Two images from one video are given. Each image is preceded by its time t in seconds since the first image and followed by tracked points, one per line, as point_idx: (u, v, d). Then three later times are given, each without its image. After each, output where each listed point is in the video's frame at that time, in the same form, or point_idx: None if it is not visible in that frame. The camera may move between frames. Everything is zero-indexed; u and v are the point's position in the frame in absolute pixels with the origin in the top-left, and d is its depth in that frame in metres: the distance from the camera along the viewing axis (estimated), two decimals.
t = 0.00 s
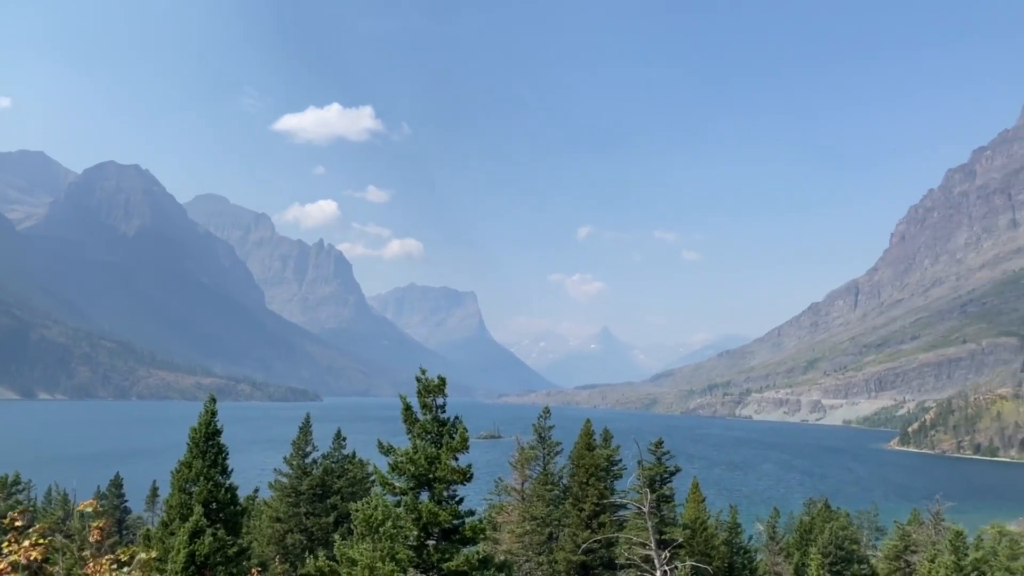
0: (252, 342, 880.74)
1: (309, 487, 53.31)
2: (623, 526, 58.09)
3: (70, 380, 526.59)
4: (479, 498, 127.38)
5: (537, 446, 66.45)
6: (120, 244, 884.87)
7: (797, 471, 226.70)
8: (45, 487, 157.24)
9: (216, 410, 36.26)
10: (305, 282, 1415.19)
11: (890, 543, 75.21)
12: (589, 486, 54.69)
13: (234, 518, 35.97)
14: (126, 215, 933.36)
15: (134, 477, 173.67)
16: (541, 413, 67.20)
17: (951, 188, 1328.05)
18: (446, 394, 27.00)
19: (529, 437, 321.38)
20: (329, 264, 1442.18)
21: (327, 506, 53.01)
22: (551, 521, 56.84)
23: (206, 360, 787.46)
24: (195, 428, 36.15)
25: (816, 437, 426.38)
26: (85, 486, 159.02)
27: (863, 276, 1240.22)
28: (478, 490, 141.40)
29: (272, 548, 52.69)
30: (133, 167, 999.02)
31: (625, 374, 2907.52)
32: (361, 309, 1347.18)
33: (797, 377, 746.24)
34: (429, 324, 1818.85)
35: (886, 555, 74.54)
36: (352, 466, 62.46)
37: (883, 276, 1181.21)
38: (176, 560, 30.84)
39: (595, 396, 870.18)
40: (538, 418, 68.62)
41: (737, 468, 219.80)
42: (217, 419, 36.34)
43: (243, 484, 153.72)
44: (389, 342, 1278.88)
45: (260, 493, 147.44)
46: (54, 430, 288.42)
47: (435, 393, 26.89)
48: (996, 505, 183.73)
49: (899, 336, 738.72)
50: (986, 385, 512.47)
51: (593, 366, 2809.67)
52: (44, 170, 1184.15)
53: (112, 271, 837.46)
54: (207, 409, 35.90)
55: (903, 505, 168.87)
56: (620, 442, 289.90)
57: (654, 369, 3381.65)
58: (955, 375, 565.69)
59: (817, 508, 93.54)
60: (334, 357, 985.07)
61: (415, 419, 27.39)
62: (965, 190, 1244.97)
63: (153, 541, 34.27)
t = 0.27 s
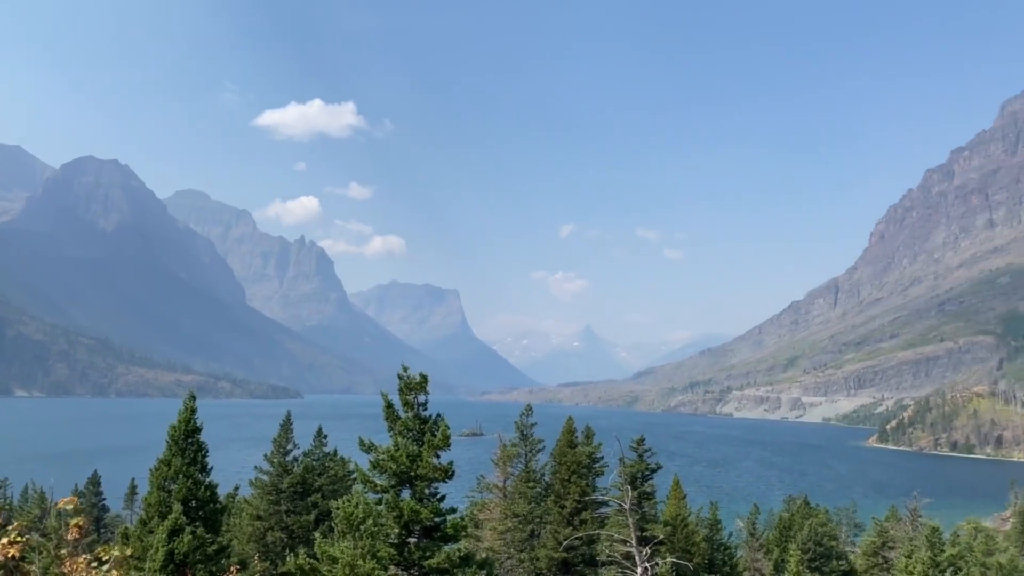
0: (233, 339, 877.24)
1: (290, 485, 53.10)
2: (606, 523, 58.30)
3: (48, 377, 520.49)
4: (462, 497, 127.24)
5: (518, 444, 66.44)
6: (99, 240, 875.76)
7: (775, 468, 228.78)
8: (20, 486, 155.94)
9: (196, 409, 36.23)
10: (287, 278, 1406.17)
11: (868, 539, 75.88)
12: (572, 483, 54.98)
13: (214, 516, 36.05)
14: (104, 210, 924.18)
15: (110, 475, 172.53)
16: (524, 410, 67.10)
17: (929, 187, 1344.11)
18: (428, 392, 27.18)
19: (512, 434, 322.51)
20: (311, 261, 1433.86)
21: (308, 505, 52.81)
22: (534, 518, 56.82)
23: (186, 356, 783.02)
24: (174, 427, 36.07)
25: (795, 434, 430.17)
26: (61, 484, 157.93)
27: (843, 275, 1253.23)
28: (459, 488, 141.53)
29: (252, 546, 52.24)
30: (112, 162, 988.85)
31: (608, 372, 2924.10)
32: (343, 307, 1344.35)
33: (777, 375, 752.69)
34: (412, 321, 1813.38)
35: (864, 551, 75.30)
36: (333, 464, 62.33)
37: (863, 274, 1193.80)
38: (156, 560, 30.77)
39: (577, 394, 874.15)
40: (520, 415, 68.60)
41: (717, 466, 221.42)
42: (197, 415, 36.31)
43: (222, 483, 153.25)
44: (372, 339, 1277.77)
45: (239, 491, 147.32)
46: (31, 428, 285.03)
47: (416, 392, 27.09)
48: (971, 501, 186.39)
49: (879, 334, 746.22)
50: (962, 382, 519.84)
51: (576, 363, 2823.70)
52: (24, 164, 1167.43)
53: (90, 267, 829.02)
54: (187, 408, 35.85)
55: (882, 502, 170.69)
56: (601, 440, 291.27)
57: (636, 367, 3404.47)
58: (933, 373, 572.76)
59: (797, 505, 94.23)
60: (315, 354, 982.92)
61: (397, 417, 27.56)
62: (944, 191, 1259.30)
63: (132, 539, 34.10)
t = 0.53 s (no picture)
0: (214, 336, 873.41)
1: (272, 483, 52.95)
2: (587, 520, 58.52)
3: (27, 374, 514.09)
4: (445, 495, 127.37)
5: (501, 442, 66.56)
6: (78, 236, 867.28)
7: (755, 465, 230.57)
8: None
9: (177, 406, 36.14)
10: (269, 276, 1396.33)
11: (848, 535, 77.01)
12: (554, 481, 55.23)
13: (193, 515, 35.94)
14: (84, 207, 920.97)
15: (90, 473, 171.70)
16: (507, 408, 67.19)
17: (909, 187, 1359.34)
18: (410, 390, 27.38)
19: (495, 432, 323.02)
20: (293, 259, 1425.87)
21: (290, 503, 52.64)
22: (516, 517, 56.78)
23: (167, 354, 778.06)
24: (155, 424, 35.95)
25: (776, 431, 433.94)
26: (41, 483, 156.86)
27: (824, 274, 1265.25)
28: (441, 486, 141.71)
29: (233, 545, 51.89)
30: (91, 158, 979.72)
31: (590, 369, 2939.04)
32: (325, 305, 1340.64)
33: (759, 373, 758.81)
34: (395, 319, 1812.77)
35: (845, 548, 76.27)
36: (314, 462, 62.13)
37: (844, 273, 1205.41)
38: (135, 558, 30.76)
39: (560, 392, 876.29)
40: (503, 413, 68.65)
41: (700, 463, 222.54)
42: (177, 413, 36.27)
43: (204, 481, 152.78)
44: (355, 337, 1276.04)
45: (221, 489, 147.19)
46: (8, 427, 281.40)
47: (399, 389, 27.22)
48: (947, 498, 188.81)
49: (859, 333, 753.25)
50: (940, 380, 526.39)
51: (559, 361, 2834.75)
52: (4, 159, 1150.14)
53: (69, 263, 820.71)
54: (168, 405, 35.79)
55: (862, 499, 172.31)
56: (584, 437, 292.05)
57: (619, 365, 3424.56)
58: (912, 371, 579.07)
59: (776, 502, 95.05)
60: (298, 352, 979.21)
61: (379, 415, 27.80)
62: (924, 191, 1272.73)
63: (110, 539, 34.00)
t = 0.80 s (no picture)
0: (196, 335, 869.29)
1: (254, 482, 52.82)
2: (572, 518, 58.66)
3: (6, 373, 507.50)
4: (429, 494, 127.40)
5: (485, 440, 66.53)
6: (58, 233, 858.53)
7: (736, 463, 231.85)
8: None
9: (158, 405, 36.12)
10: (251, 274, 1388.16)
11: (830, 532, 77.29)
12: (539, 479, 55.34)
13: (175, 514, 35.97)
14: (65, 205, 913.14)
15: (70, 472, 170.99)
16: (492, 407, 67.07)
17: (890, 188, 1370.92)
18: (394, 389, 27.40)
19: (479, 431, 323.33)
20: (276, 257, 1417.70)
21: (273, 502, 52.49)
22: (501, 515, 56.82)
23: (148, 352, 773.00)
24: (136, 423, 35.86)
25: (759, 430, 436.71)
26: (21, 483, 155.99)
27: (807, 273, 1275.31)
28: (425, 485, 141.63)
29: (215, 545, 51.60)
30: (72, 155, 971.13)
31: (574, 367, 2950.87)
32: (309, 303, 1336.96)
33: (741, 372, 764.09)
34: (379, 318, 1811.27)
35: (827, 544, 76.68)
36: (297, 460, 61.95)
37: (826, 272, 1214.58)
38: (115, 558, 30.77)
39: (545, 390, 877.95)
40: (488, 411, 68.52)
41: (683, 461, 223.43)
42: (158, 413, 36.15)
43: (185, 481, 152.28)
44: (339, 335, 1274.22)
45: (203, 488, 146.85)
46: None
47: (382, 387, 27.33)
48: (926, 495, 190.95)
49: (841, 332, 758.94)
50: (921, 379, 531.17)
51: (543, 360, 2843.15)
52: None
53: (49, 260, 812.01)
54: (149, 404, 35.68)
55: (843, 496, 173.86)
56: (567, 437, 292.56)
57: (603, 363, 3439.25)
58: (893, 370, 584.36)
59: (760, 500, 95.43)
60: (281, 351, 979.56)
61: (363, 413, 27.89)
62: (905, 191, 1283.54)
63: (91, 538, 33.98)
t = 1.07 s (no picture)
0: (179, 335, 866.43)
1: (238, 482, 52.60)
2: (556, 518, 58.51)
3: None
4: (415, 492, 127.57)
5: (472, 438, 66.18)
6: (39, 231, 849.93)
7: (721, 461, 233.24)
8: None
9: (141, 405, 36.06)
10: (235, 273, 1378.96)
11: (814, 530, 77.61)
12: (524, 478, 55.38)
13: (158, 515, 35.95)
14: (46, 202, 903.45)
15: (53, 472, 170.30)
16: (476, 407, 66.99)
17: (873, 188, 1382.71)
18: (380, 387, 27.43)
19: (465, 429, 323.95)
20: (260, 256, 1408.79)
21: (257, 503, 52.29)
22: (486, 513, 56.67)
23: (131, 352, 769.11)
24: (117, 424, 35.88)
25: (744, 428, 439.70)
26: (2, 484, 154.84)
27: (791, 272, 1284.99)
28: (411, 483, 141.57)
29: (200, 546, 51.33)
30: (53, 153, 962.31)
31: (559, 366, 2963.59)
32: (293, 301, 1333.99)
33: (726, 370, 769.36)
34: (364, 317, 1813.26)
35: (810, 542, 77.08)
36: (283, 460, 61.77)
37: (810, 271, 1223.35)
38: (96, 560, 30.86)
39: (530, 389, 879.97)
40: (474, 411, 68.39)
41: (668, 460, 224.48)
42: (142, 412, 36.20)
43: (169, 480, 152.07)
44: (323, 334, 1271.94)
45: (187, 488, 146.71)
46: None
47: (368, 386, 27.35)
48: (909, 492, 192.82)
49: (824, 330, 765.12)
50: (904, 377, 536.02)
51: (529, 359, 2853.14)
52: None
53: (30, 258, 803.10)
54: (131, 405, 35.78)
55: (827, 494, 175.28)
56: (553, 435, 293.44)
57: (589, 362, 3453.74)
58: (876, 369, 589.59)
59: (745, 498, 95.79)
60: (266, 350, 980.77)
61: (348, 412, 27.86)
62: (888, 191, 1294.90)
63: (74, 540, 34.10)
